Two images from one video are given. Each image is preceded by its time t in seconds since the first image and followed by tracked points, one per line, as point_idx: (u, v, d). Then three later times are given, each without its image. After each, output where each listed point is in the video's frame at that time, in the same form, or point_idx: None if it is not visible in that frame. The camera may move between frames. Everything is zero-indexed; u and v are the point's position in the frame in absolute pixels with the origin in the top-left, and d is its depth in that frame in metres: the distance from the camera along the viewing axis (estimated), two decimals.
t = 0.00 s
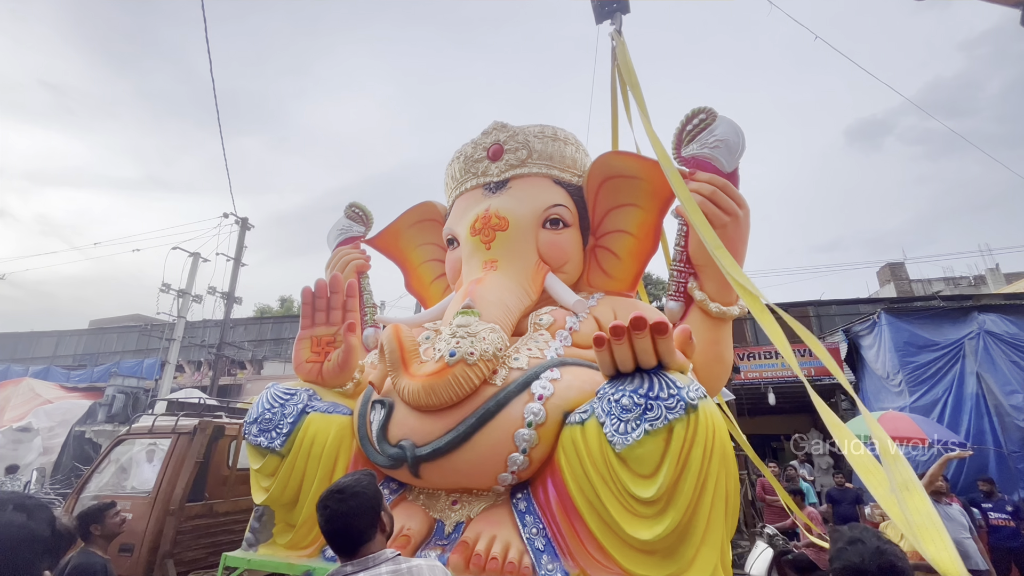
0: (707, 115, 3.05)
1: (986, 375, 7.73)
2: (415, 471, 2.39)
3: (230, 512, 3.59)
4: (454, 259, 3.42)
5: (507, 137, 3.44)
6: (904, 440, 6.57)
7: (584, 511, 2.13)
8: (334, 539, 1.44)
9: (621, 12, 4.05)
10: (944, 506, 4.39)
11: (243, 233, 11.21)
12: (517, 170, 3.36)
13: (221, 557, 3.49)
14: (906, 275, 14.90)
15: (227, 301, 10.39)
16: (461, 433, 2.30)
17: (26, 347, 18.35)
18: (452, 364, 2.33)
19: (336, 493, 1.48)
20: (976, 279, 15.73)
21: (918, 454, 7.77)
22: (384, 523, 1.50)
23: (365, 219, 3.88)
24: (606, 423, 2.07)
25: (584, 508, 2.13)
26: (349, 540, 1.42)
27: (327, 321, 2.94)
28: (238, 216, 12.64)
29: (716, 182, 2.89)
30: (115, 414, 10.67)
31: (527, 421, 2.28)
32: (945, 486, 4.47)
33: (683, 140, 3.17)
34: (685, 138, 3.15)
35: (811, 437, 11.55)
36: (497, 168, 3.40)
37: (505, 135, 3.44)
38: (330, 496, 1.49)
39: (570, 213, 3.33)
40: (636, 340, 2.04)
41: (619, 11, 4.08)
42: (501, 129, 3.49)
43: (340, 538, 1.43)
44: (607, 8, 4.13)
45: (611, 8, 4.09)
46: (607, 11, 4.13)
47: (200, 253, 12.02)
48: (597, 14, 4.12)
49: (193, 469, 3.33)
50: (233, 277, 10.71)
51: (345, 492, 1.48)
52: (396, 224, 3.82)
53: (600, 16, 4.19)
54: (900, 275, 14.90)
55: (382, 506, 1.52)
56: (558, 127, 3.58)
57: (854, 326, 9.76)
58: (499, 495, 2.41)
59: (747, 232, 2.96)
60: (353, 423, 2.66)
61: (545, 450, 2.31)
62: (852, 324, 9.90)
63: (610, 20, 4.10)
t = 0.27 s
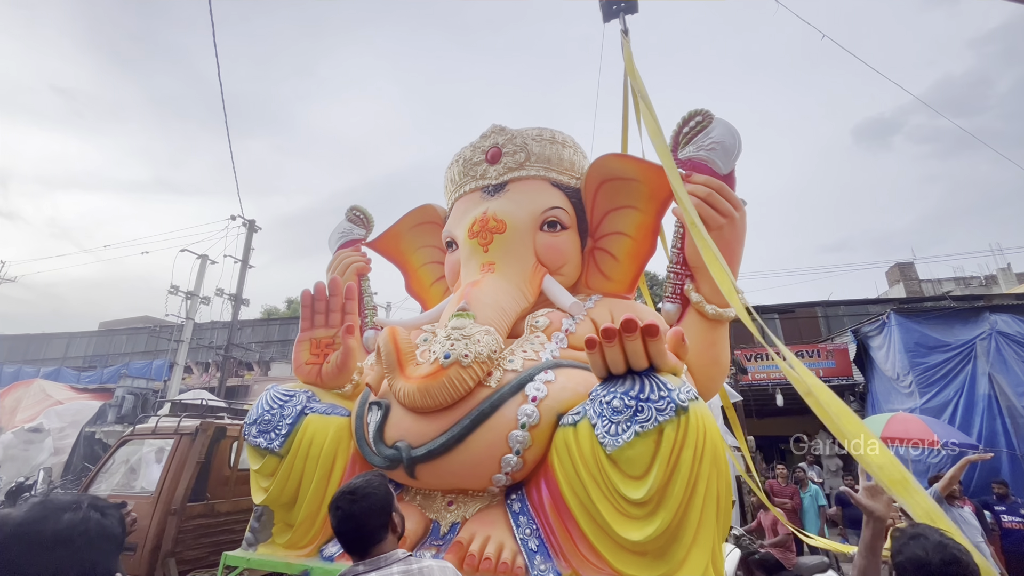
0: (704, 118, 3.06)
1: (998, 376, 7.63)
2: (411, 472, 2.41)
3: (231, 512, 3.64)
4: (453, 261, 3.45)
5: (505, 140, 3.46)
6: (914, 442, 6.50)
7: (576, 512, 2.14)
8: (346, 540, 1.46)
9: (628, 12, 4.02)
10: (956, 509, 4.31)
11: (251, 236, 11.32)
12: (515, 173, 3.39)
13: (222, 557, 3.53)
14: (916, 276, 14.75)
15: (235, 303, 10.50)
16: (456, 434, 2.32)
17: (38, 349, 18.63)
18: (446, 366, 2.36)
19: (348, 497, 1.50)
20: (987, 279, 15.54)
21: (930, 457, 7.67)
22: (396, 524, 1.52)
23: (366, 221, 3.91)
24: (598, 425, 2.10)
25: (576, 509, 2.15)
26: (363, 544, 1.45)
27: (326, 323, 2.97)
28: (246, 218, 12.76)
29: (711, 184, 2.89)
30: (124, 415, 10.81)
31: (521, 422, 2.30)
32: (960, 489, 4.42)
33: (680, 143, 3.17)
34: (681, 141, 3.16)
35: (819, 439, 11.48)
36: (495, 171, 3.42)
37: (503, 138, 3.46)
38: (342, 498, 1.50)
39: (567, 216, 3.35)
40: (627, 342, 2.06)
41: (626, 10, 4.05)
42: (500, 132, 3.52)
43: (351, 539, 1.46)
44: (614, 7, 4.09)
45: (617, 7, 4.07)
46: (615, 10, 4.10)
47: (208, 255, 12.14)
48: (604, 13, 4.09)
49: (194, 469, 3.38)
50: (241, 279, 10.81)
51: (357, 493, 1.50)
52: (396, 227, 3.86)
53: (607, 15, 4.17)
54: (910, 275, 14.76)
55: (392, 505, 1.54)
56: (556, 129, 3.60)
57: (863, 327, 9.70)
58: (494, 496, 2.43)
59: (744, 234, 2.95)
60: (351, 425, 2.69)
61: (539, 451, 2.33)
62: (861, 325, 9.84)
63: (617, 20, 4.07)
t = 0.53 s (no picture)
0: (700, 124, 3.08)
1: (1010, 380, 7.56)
2: (407, 477, 2.43)
3: (231, 516, 3.67)
4: (452, 267, 3.47)
5: (504, 147, 3.48)
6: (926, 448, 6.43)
7: (570, 518, 2.15)
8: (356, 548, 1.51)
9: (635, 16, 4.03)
10: (969, 516, 4.21)
11: (257, 240, 11.41)
12: (514, 179, 3.40)
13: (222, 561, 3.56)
14: (924, 278, 14.64)
15: (242, 307, 10.58)
16: (451, 440, 2.34)
17: (48, 353, 18.84)
18: (442, 373, 2.37)
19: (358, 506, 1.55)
20: (997, 282, 15.40)
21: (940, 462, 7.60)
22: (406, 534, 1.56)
23: (367, 227, 3.94)
24: (591, 431, 2.10)
25: (570, 515, 2.16)
26: (370, 550, 1.50)
27: (325, 329, 2.99)
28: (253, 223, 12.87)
29: (708, 190, 2.89)
30: (133, 418, 10.92)
31: (515, 428, 2.31)
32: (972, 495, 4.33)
33: (677, 148, 3.18)
34: (678, 147, 3.16)
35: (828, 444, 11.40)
36: (494, 177, 3.44)
37: (502, 144, 3.48)
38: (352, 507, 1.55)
39: (566, 221, 3.36)
40: (620, 349, 2.06)
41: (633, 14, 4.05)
42: (499, 139, 3.54)
43: (360, 547, 1.50)
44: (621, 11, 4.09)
45: (624, 11, 4.06)
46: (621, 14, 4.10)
47: (215, 260, 12.25)
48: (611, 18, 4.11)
49: (195, 474, 3.42)
50: (247, 283, 10.90)
51: (366, 503, 1.55)
52: (397, 233, 3.88)
53: (614, 18, 4.17)
54: (919, 277, 14.64)
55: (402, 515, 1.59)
56: (555, 135, 3.62)
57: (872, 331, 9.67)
58: (489, 501, 2.44)
59: (741, 239, 2.95)
60: (349, 430, 2.71)
61: (533, 457, 2.34)
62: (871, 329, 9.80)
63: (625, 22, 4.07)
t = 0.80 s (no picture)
0: (699, 135, 3.07)
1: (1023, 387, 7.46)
2: (405, 491, 2.43)
3: (232, 528, 3.69)
4: (452, 278, 3.47)
5: (504, 158, 3.49)
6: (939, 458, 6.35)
7: (567, 535, 2.14)
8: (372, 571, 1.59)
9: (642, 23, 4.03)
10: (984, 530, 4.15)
11: (263, 247, 11.48)
12: (514, 190, 3.41)
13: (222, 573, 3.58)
14: (933, 283, 14.51)
15: (247, 314, 10.63)
16: (448, 454, 2.34)
17: (56, 358, 18.99)
18: (439, 387, 2.37)
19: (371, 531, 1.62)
20: (1008, 287, 15.24)
21: (953, 472, 7.53)
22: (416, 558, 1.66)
23: (368, 237, 3.95)
24: (588, 447, 2.10)
25: (566, 531, 2.15)
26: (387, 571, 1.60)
27: (325, 341, 3.00)
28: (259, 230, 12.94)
29: (707, 201, 2.88)
30: (138, 425, 10.99)
31: (513, 443, 2.31)
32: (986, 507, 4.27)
33: (676, 160, 3.18)
34: (677, 158, 3.16)
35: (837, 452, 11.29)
36: (494, 188, 3.45)
37: (502, 155, 3.49)
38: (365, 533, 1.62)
39: (565, 232, 3.36)
40: (615, 365, 2.05)
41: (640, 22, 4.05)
42: (499, 150, 3.55)
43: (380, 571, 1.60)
44: (628, 19, 4.10)
45: (632, 21, 4.06)
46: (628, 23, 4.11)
47: (222, 268, 12.35)
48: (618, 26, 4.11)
49: (195, 486, 3.45)
50: (253, 290, 10.96)
51: (379, 529, 1.62)
52: (398, 243, 3.90)
53: (621, 26, 4.17)
54: (928, 283, 14.51)
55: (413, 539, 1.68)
56: (555, 146, 3.63)
57: (882, 338, 9.70)
58: (487, 516, 2.44)
59: (741, 250, 2.94)
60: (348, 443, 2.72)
61: (531, 472, 2.34)
62: (880, 336, 9.82)
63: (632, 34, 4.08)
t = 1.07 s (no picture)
0: (699, 144, 3.08)
1: None
2: (406, 500, 2.44)
3: (235, 536, 3.72)
4: (455, 287, 3.49)
5: (506, 167, 3.51)
6: (950, 467, 6.29)
7: (567, 546, 2.15)
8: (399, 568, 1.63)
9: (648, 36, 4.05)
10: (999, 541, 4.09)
11: (270, 253, 11.56)
12: (515, 200, 3.43)
13: None
14: (941, 289, 14.42)
15: (254, 320, 10.69)
16: (449, 464, 2.35)
17: (64, 364, 19.17)
18: (440, 397, 2.38)
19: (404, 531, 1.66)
20: (1016, 292, 15.13)
21: (965, 480, 7.46)
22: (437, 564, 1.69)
23: (372, 246, 3.97)
24: (587, 458, 2.11)
25: (567, 542, 2.15)
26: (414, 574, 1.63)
27: (328, 349, 3.02)
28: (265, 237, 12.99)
29: (707, 210, 2.89)
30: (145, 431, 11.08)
31: (513, 453, 2.32)
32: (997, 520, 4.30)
33: (677, 169, 3.19)
34: (678, 168, 3.18)
35: (846, 460, 11.19)
36: (496, 198, 3.47)
37: (504, 165, 3.52)
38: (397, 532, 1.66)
39: (567, 241, 3.37)
40: (615, 377, 2.05)
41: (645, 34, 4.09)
42: (501, 159, 3.57)
43: None
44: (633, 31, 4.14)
45: (638, 30, 4.08)
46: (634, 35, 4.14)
47: (228, 274, 12.43)
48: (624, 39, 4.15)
49: (199, 494, 3.48)
50: (259, 296, 11.03)
51: (413, 529, 1.67)
52: (401, 252, 3.92)
53: (626, 38, 4.20)
54: (935, 288, 14.42)
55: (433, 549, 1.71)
56: (557, 156, 3.65)
57: (890, 344, 9.61)
58: (488, 525, 2.45)
59: (742, 259, 2.94)
60: (350, 452, 2.74)
61: (531, 482, 2.34)
62: (888, 342, 9.72)
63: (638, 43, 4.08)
